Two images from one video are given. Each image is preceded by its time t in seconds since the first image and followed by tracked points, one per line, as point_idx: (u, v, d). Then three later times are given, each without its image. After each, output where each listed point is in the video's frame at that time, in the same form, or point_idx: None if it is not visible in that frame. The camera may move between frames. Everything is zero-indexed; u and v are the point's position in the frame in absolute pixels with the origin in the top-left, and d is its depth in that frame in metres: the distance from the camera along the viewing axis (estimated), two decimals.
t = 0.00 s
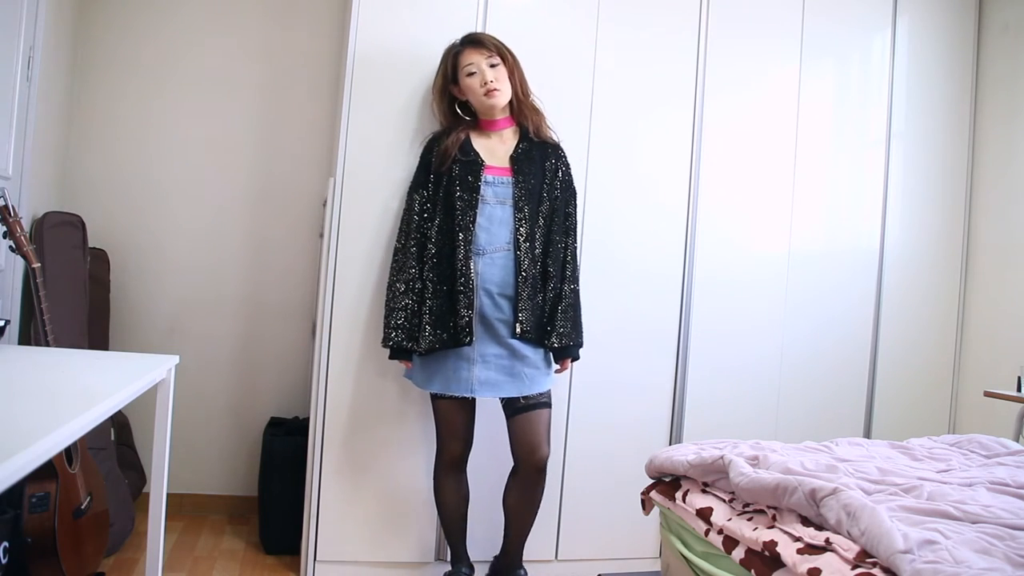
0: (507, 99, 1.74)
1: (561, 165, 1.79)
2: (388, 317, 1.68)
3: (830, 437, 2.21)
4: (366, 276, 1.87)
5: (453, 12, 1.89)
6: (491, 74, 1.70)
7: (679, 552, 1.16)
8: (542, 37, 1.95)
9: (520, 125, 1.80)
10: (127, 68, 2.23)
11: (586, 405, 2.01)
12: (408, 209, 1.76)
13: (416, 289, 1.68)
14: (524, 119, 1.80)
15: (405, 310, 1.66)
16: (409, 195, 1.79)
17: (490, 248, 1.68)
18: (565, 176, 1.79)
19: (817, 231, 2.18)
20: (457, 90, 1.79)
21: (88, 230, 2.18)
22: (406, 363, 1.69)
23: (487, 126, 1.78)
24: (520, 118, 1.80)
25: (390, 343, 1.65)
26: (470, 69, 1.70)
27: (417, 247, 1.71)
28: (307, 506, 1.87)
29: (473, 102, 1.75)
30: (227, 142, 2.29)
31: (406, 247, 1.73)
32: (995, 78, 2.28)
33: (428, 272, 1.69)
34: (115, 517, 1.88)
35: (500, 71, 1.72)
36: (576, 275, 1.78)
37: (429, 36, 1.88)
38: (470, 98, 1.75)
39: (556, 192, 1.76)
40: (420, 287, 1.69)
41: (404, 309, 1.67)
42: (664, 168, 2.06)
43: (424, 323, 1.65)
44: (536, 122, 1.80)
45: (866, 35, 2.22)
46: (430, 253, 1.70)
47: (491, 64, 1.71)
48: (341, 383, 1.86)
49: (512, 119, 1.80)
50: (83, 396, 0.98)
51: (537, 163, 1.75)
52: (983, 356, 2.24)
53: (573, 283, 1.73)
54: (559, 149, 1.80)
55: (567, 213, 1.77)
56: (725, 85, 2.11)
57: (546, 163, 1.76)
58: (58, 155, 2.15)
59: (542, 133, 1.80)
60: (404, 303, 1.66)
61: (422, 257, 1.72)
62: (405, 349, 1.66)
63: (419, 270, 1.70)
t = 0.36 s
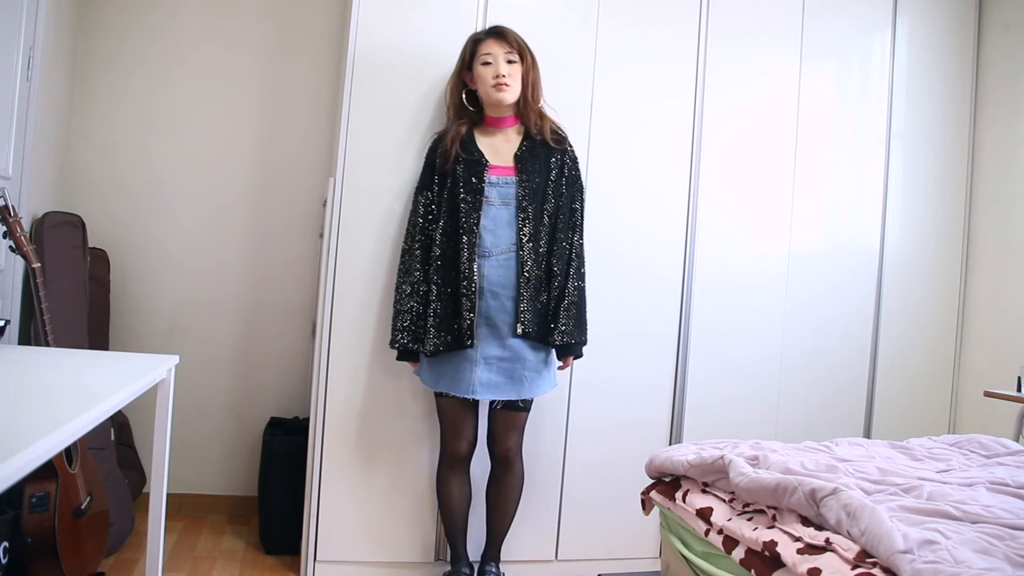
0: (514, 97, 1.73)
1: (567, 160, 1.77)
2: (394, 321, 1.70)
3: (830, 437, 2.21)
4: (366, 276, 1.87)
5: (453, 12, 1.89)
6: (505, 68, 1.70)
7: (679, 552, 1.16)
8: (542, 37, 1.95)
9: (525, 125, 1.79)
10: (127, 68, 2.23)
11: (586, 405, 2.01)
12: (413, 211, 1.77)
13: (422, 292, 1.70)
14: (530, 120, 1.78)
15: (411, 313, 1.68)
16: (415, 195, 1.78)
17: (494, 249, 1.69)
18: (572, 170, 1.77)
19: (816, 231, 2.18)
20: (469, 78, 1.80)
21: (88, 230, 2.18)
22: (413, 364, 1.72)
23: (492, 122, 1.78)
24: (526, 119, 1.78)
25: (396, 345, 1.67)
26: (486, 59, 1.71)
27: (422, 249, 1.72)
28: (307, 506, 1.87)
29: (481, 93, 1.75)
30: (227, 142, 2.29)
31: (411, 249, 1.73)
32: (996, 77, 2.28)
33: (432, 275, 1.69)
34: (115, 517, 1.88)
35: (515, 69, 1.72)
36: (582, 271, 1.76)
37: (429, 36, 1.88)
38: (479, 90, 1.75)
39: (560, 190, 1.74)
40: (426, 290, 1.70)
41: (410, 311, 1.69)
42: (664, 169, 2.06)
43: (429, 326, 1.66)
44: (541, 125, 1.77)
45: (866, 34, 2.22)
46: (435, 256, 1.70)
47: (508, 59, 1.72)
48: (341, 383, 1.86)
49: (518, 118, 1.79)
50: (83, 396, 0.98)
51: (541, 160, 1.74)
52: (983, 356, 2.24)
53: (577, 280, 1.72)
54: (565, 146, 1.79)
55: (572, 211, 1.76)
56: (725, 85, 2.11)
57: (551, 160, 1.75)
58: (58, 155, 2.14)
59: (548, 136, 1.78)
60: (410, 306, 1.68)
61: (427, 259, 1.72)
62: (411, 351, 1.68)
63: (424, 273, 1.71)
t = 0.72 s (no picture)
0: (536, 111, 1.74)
1: (585, 171, 1.79)
2: (410, 318, 1.71)
3: (830, 437, 2.20)
4: (366, 276, 1.87)
5: (453, 12, 1.89)
6: (528, 82, 1.70)
7: (679, 552, 1.16)
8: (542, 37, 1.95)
9: (547, 135, 1.79)
10: (126, 68, 2.23)
11: (586, 405, 2.01)
12: (432, 212, 1.77)
13: (438, 292, 1.71)
14: (552, 131, 1.78)
15: (427, 312, 1.69)
16: (434, 197, 1.80)
17: (511, 253, 1.69)
18: (589, 183, 1.79)
19: (816, 231, 2.18)
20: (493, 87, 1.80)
21: (88, 230, 2.18)
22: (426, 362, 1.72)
23: (513, 132, 1.79)
24: (548, 130, 1.78)
25: (411, 343, 1.68)
26: (511, 72, 1.71)
27: (440, 250, 1.72)
28: (307, 506, 1.87)
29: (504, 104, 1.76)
30: (228, 143, 2.29)
31: (429, 249, 1.75)
32: (996, 77, 2.28)
33: (449, 276, 1.70)
34: (115, 517, 1.88)
35: (540, 83, 1.73)
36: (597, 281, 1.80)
37: (430, 36, 1.88)
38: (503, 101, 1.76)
39: (578, 199, 1.76)
40: (442, 290, 1.71)
41: (426, 310, 1.70)
42: (664, 169, 2.06)
43: (443, 325, 1.66)
44: (563, 136, 1.78)
45: (866, 34, 2.22)
46: (452, 257, 1.70)
47: (533, 74, 1.72)
48: (341, 383, 1.86)
49: (540, 128, 1.80)
50: (83, 396, 0.98)
51: (561, 167, 1.76)
52: (983, 356, 2.24)
53: (594, 291, 1.75)
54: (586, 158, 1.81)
55: (589, 221, 1.78)
56: (725, 85, 2.11)
57: (570, 171, 1.77)
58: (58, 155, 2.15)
59: (569, 149, 1.78)
60: (426, 306, 1.69)
61: (444, 260, 1.73)
62: (425, 350, 1.68)
63: (441, 273, 1.72)
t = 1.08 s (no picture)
0: (543, 115, 1.74)
1: (591, 176, 1.80)
2: (416, 316, 1.71)
3: (829, 437, 2.21)
4: (367, 275, 1.87)
5: (453, 12, 1.89)
6: (538, 86, 1.70)
7: (679, 552, 1.16)
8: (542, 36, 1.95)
9: (555, 139, 1.79)
10: (126, 68, 2.23)
11: (586, 405, 2.01)
12: (439, 211, 1.77)
13: (445, 290, 1.70)
14: (560, 135, 1.79)
15: (434, 310, 1.69)
16: (441, 195, 1.79)
17: (519, 254, 1.69)
18: (595, 187, 1.80)
19: (816, 231, 2.18)
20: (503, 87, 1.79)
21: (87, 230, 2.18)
22: (432, 360, 1.72)
23: (520, 133, 1.78)
24: (556, 134, 1.79)
25: (417, 342, 1.68)
26: (522, 74, 1.71)
27: (447, 249, 1.73)
28: (307, 506, 1.87)
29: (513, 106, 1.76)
30: (228, 143, 2.29)
31: (436, 248, 1.75)
32: (996, 78, 2.28)
33: (456, 274, 1.70)
34: (115, 517, 1.88)
35: (549, 87, 1.73)
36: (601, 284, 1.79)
37: (430, 36, 1.88)
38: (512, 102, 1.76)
39: (584, 203, 1.76)
40: (449, 288, 1.71)
41: (433, 308, 1.69)
42: (664, 168, 2.06)
43: (450, 324, 1.66)
44: (572, 141, 1.78)
45: (866, 35, 2.22)
46: (459, 256, 1.71)
47: (543, 77, 1.71)
48: (342, 383, 1.86)
49: (547, 130, 1.80)
50: (83, 396, 0.98)
51: (568, 168, 1.77)
52: (983, 356, 2.24)
53: (598, 293, 1.75)
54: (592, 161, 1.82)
55: (594, 225, 1.78)
56: (725, 85, 2.11)
57: (576, 174, 1.77)
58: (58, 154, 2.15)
59: (576, 153, 1.79)
60: (433, 304, 1.69)
61: (451, 258, 1.73)
62: (431, 348, 1.68)
63: (448, 272, 1.72)
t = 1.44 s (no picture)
0: (542, 118, 1.74)
1: (590, 179, 1.79)
2: (414, 319, 1.71)
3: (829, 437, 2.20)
4: (366, 276, 1.87)
5: (453, 12, 1.89)
6: (538, 89, 1.70)
7: (679, 552, 1.16)
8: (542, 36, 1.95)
9: (554, 142, 1.79)
10: (126, 68, 2.23)
11: (586, 405, 2.01)
12: (438, 214, 1.77)
13: (444, 293, 1.70)
14: (559, 139, 1.78)
15: (433, 313, 1.69)
16: (439, 199, 1.79)
17: (517, 257, 1.68)
18: (594, 190, 1.80)
19: (817, 231, 2.18)
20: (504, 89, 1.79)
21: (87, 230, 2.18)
22: (431, 363, 1.72)
23: (518, 135, 1.78)
24: (555, 138, 1.78)
25: (416, 345, 1.68)
26: (522, 77, 1.71)
27: (446, 252, 1.73)
28: (307, 506, 1.87)
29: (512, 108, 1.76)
30: (228, 143, 2.29)
31: (435, 250, 1.75)
32: (996, 77, 2.28)
33: (455, 277, 1.71)
34: (115, 517, 1.88)
35: (549, 91, 1.73)
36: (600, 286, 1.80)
37: (430, 36, 1.88)
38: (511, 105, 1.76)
39: (582, 206, 1.76)
40: (448, 291, 1.71)
41: (432, 312, 1.69)
42: (664, 169, 2.06)
43: (449, 327, 1.66)
44: (571, 144, 1.78)
45: (866, 35, 2.22)
46: (458, 259, 1.71)
47: (543, 81, 1.71)
48: (342, 383, 1.86)
49: (547, 134, 1.80)
50: (83, 396, 0.98)
51: (567, 170, 1.77)
52: (983, 356, 2.24)
53: (597, 295, 1.75)
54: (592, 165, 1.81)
55: (593, 227, 1.78)
56: (725, 85, 2.11)
57: (575, 178, 1.77)
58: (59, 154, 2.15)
59: (575, 157, 1.79)
60: (432, 307, 1.69)
61: (450, 261, 1.73)
62: (430, 351, 1.68)
63: (447, 275, 1.72)
